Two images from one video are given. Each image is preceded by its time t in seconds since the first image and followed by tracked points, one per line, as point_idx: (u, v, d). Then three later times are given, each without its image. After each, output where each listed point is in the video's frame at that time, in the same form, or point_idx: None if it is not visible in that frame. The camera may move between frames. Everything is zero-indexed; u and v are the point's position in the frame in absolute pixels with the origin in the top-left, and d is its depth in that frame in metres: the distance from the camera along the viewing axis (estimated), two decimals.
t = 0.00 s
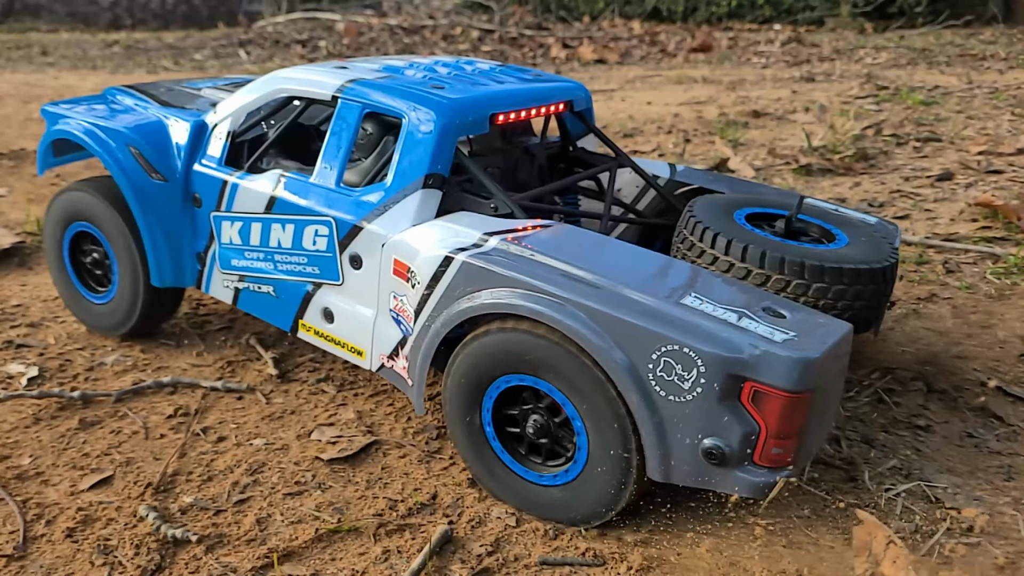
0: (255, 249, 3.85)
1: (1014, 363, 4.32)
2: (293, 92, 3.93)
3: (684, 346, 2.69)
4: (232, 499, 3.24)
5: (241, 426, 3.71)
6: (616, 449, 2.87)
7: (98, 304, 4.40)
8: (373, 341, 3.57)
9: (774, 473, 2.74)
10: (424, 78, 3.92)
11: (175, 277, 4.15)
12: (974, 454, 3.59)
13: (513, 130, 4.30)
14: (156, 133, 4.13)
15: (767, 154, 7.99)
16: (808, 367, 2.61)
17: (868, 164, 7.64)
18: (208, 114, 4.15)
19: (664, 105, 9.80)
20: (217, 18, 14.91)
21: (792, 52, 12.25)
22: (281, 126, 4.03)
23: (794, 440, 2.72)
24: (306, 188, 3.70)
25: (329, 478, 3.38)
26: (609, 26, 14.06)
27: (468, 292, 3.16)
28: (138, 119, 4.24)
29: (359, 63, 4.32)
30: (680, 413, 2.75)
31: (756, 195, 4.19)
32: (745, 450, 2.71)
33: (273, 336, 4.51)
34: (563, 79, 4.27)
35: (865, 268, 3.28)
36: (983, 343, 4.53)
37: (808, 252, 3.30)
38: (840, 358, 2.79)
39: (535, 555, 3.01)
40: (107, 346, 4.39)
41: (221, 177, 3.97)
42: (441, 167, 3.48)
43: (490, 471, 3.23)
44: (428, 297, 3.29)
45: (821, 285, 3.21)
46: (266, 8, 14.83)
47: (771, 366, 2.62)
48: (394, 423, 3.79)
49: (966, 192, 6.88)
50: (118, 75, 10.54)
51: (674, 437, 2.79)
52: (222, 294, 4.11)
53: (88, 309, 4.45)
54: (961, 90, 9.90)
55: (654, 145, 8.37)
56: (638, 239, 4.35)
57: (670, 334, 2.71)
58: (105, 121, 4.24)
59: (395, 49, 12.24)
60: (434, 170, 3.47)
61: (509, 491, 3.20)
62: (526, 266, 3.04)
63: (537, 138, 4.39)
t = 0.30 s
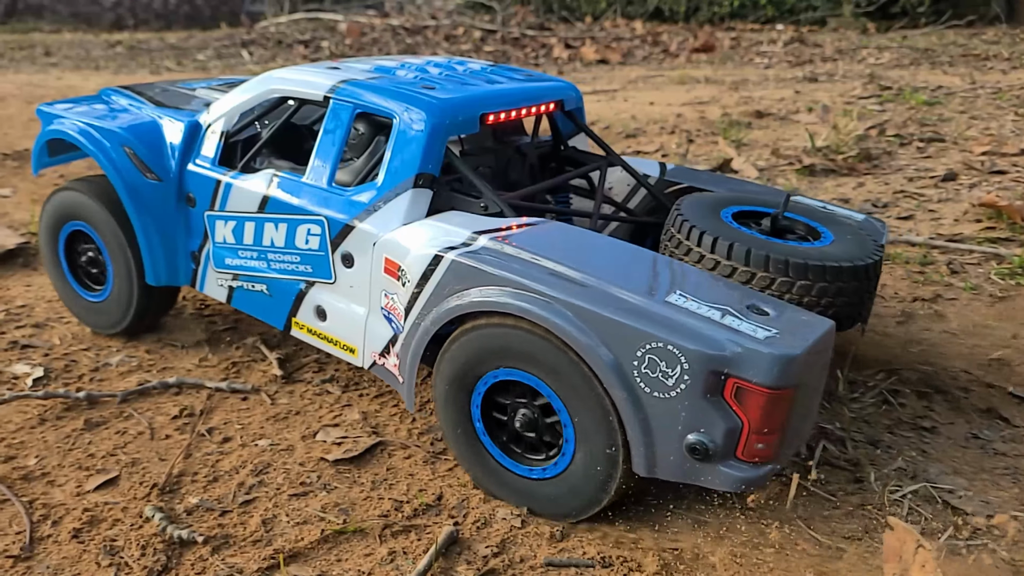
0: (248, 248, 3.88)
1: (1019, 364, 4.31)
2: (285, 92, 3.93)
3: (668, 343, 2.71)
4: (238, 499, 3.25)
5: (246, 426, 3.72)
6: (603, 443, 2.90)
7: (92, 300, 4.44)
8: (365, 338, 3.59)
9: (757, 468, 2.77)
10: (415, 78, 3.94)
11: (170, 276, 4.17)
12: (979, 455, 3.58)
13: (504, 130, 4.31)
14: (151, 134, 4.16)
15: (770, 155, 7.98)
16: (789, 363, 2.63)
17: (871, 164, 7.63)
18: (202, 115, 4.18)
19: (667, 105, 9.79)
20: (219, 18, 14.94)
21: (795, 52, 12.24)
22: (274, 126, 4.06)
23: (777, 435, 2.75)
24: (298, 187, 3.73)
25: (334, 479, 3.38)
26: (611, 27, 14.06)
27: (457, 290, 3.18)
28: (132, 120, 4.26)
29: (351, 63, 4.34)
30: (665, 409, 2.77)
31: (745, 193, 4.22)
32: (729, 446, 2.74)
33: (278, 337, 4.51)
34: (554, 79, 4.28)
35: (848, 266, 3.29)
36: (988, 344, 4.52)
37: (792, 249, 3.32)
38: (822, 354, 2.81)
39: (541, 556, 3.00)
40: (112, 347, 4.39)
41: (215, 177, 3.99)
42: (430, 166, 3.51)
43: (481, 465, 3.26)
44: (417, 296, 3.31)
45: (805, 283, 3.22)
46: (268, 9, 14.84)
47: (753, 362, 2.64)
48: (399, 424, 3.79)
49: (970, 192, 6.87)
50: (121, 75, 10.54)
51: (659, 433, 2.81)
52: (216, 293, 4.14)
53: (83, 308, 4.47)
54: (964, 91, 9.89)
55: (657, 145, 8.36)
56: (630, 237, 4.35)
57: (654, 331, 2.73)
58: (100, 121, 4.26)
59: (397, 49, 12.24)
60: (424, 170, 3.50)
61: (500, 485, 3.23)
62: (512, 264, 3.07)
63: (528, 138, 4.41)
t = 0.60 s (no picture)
0: (241, 247, 3.90)
1: None
2: (278, 93, 3.96)
3: (653, 337, 2.75)
4: (244, 500, 3.25)
5: (252, 427, 3.72)
6: (590, 436, 2.94)
7: (88, 299, 4.47)
8: (358, 336, 3.61)
9: (740, 459, 2.82)
10: (406, 78, 3.97)
11: (164, 275, 4.19)
12: (984, 457, 3.57)
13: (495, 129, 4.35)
14: (145, 134, 4.17)
15: (774, 155, 7.97)
16: (771, 355, 2.68)
17: (875, 164, 7.62)
18: (196, 115, 4.20)
19: (670, 106, 9.78)
20: (222, 19, 14.97)
21: (797, 52, 12.23)
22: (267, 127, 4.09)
23: (760, 427, 2.80)
24: (291, 186, 3.76)
25: (340, 480, 3.38)
26: (613, 27, 14.06)
27: (447, 287, 3.22)
28: (126, 120, 4.27)
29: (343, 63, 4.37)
30: (650, 402, 2.82)
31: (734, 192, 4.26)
32: (713, 437, 2.79)
33: (283, 338, 4.51)
34: (545, 79, 4.32)
35: (831, 261, 3.36)
36: (993, 344, 4.51)
37: (776, 245, 3.38)
38: (805, 346, 2.86)
39: (547, 557, 3.00)
40: (118, 348, 4.38)
41: (208, 177, 4.01)
42: (421, 166, 3.54)
43: (472, 460, 3.30)
44: (408, 294, 3.35)
45: (789, 278, 3.28)
46: (271, 10, 14.85)
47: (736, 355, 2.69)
48: (405, 424, 3.79)
49: (974, 192, 6.86)
50: (124, 76, 10.55)
51: (645, 427, 2.86)
52: (210, 291, 4.14)
53: (81, 307, 4.50)
54: (967, 91, 9.88)
55: (661, 146, 8.36)
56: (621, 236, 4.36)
57: (639, 325, 2.78)
58: (94, 122, 4.28)
59: (400, 50, 12.24)
60: (415, 169, 3.53)
61: (490, 480, 3.27)
62: (500, 261, 3.11)
63: (519, 137, 4.45)
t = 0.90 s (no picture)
0: (235, 247, 3.95)
1: None
2: (270, 94, 4.01)
3: (637, 333, 2.80)
4: (250, 501, 3.25)
5: (258, 429, 3.72)
6: (574, 428, 2.99)
7: (85, 299, 4.49)
8: (350, 334, 3.66)
9: (725, 452, 2.87)
10: (397, 79, 4.00)
11: (159, 275, 4.22)
12: (991, 458, 3.57)
13: (486, 129, 4.35)
14: (138, 135, 4.21)
15: (778, 155, 7.96)
16: (752, 350, 2.73)
17: (879, 165, 7.61)
18: (189, 116, 4.23)
19: (673, 106, 9.78)
20: (225, 19, 15.00)
21: (800, 53, 12.22)
22: (259, 127, 4.14)
23: (743, 420, 2.85)
24: (283, 186, 3.81)
25: (347, 481, 3.39)
26: (616, 27, 14.05)
27: (437, 285, 3.27)
28: (120, 121, 4.31)
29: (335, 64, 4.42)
30: (636, 397, 2.87)
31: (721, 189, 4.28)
32: (697, 431, 2.83)
33: (288, 339, 4.52)
34: (534, 79, 4.36)
35: (814, 258, 3.39)
36: (999, 346, 4.51)
37: (761, 242, 3.40)
38: (786, 341, 2.91)
39: (554, 559, 3.00)
40: (123, 349, 4.38)
41: (201, 177, 4.05)
42: (410, 165, 3.59)
43: (462, 453, 3.34)
44: (399, 292, 3.40)
45: (774, 274, 3.31)
46: (274, 11, 14.87)
47: (718, 349, 2.74)
48: (410, 426, 3.79)
49: (979, 193, 6.85)
50: (128, 77, 10.57)
51: (630, 421, 2.91)
52: (204, 291, 4.19)
53: (76, 308, 4.53)
54: (971, 91, 9.86)
55: (664, 146, 8.35)
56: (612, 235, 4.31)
57: (624, 321, 2.83)
58: (88, 123, 4.31)
59: (403, 51, 12.25)
60: (404, 169, 3.58)
61: (479, 473, 3.32)
62: (488, 259, 3.16)
63: (510, 135, 4.46)
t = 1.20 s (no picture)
0: (228, 246, 3.98)
1: None
2: (262, 95, 4.03)
3: (621, 330, 2.84)
4: (258, 503, 3.26)
5: (264, 430, 3.73)
6: (563, 423, 3.01)
7: (81, 299, 4.50)
8: (342, 332, 3.69)
9: (708, 447, 2.90)
10: (387, 80, 4.03)
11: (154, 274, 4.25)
12: (999, 460, 3.56)
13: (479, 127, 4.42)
14: (132, 136, 4.23)
15: (783, 156, 7.95)
16: (733, 346, 2.76)
17: (884, 165, 7.60)
18: (182, 117, 4.25)
19: (677, 107, 9.77)
20: (228, 20, 15.05)
21: (804, 53, 12.20)
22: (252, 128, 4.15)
23: (726, 416, 2.88)
24: (275, 185, 3.84)
25: (354, 483, 3.39)
26: (619, 27, 14.05)
27: (426, 283, 3.29)
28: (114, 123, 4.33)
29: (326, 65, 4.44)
30: (620, 392, 2.89)
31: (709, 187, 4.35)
32: (680, 426, 2.86)
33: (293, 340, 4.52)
34: (524, 79, 4.39)
35: (797, 254, 3.41)
36: (1005, 347, 4.50)
37: (744, 239, 3.44)
38: (768, 337, 2.95)
39: (561, 561, 3.00)
40: (130, 350, 4.39)
41: (195, 178, 4.07)
42: (401, 165, 3.62)
43: (452, 448, 3.36)
44: (389, 290, 3.42)
45: (756, 270, 3.35)
46: (277, 12, 14.89)
47: (700, 345, 2.77)
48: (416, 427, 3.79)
49: (984, 194, 6.84)
50: (132, 78, 10.59)
51: (615, 417, 2.93)
52: (199, 290, 4.22)
53: (70, 306, 4.55)
54: (976, 91, 9.84)
55: (668, 147, 8.33)
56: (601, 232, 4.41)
57: (608, 319, 2.86)
58: (82, 124, 4.33)
59: (406, 52, 12.27)
60: (395, 169, 3.61)
61: (469, 468, 3.34)
62: (476, 258, 3.19)
63: (500, 134, 4.51)
